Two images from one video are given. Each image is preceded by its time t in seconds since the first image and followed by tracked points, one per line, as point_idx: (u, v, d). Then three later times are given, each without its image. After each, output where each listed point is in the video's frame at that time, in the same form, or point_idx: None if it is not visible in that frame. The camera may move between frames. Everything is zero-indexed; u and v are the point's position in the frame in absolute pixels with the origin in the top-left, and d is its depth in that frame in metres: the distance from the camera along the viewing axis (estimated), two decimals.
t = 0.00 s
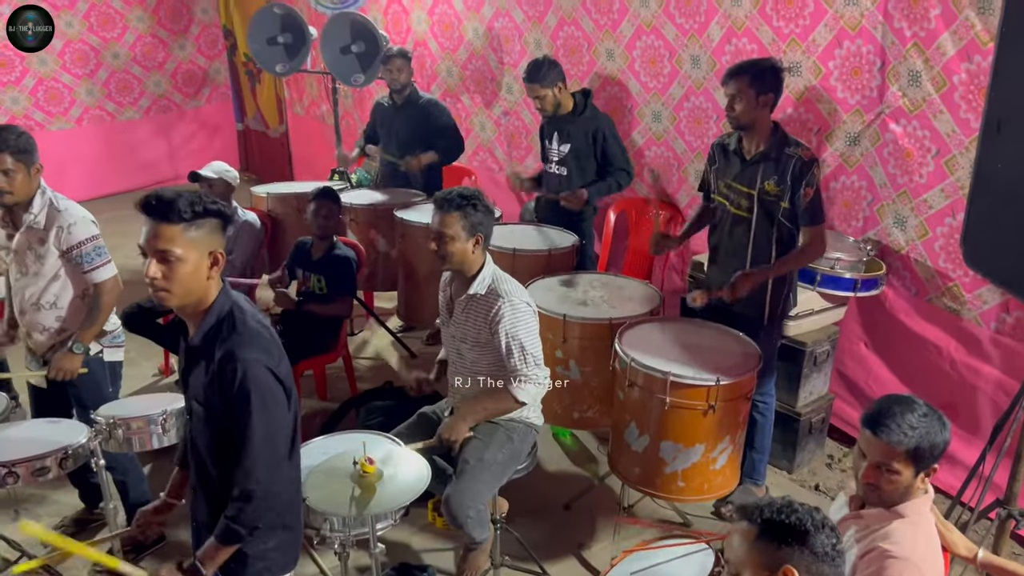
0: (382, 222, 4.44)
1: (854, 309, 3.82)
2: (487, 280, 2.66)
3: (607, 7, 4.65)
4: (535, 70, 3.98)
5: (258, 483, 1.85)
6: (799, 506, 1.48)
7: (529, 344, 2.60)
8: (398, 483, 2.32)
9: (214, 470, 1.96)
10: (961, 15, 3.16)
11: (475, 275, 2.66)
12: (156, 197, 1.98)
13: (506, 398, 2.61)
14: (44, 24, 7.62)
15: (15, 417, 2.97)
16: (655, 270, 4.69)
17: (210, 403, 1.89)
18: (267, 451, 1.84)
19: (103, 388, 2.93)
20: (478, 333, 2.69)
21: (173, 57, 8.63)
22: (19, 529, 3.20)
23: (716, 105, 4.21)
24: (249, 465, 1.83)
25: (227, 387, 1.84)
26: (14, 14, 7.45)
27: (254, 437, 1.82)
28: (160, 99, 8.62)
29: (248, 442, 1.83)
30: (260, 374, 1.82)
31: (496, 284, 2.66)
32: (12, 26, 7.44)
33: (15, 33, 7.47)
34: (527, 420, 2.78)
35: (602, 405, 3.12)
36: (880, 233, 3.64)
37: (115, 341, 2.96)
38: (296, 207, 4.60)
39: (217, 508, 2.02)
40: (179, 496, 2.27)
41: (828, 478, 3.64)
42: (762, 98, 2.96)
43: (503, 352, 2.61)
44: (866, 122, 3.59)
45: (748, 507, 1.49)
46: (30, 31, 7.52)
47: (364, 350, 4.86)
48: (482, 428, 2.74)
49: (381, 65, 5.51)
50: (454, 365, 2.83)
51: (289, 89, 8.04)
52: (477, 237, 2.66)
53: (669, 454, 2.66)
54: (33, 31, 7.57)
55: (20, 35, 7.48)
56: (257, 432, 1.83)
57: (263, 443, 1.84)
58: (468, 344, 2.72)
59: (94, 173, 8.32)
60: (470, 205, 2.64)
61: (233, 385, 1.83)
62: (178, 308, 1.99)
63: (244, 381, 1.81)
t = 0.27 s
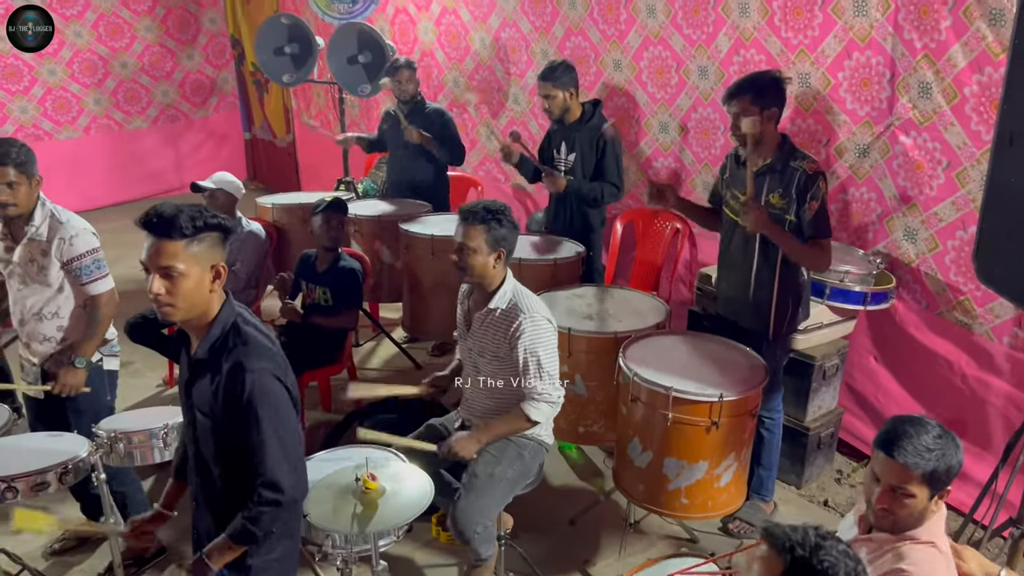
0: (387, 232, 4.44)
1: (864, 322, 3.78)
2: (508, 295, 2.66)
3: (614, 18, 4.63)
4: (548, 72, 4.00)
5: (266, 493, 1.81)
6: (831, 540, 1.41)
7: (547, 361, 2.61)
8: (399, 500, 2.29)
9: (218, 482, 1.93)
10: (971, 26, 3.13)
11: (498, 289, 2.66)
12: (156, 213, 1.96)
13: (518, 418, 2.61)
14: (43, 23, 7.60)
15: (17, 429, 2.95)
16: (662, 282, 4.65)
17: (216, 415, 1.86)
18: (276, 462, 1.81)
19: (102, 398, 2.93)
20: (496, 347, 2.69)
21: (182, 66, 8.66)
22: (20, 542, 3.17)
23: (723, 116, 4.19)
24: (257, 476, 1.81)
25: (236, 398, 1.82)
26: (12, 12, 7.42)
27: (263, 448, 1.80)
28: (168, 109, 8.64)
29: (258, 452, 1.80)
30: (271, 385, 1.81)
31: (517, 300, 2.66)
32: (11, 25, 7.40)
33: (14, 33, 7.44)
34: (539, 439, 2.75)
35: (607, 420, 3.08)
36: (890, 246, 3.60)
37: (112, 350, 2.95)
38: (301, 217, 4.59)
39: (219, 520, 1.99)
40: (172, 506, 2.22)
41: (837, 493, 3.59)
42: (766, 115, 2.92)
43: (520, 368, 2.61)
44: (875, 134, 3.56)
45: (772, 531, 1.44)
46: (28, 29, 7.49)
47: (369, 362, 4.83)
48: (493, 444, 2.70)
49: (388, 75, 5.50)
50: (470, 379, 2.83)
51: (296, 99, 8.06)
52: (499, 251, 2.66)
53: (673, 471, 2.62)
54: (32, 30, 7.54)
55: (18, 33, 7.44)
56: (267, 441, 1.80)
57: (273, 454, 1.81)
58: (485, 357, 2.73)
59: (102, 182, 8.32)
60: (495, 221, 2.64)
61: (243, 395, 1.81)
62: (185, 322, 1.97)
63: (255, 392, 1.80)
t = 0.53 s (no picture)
0: (397, 243, 4.43)
1: (878, 334, 3.74)
2: (532, 306, 2.67)
3: (627, 27, 4.61)
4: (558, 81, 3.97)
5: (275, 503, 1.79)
6: None
7: (568, 373, 2.60)
8: (406, 514, 2.26)
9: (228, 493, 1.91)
10: (988, 36, 3.09)
11: (521, 300, 2.67)
12: (168, 221, 1.93)
13: (532, 429, 2.61)
14: (44, 23, 7.54)
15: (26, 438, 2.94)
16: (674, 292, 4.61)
17: (227, 424, 1.85)
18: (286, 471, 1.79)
19: (112, 403, 2.92)
20: (515, 357, 2.69)
21: (194, 75, 8.69)
22: (29, 552, 3.16)
23: (736, 125, 4.16)
24: (264, 487, 1.78)
25: (246, 408, 1.80)
26: (12, 12, 7.35)
27: (272, 459, 1.77)
28: (181, 117, 8.67)
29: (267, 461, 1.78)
30: (281, 395, 1.79)
31: (540, 312, 2.66)
32: (13, 26, 7.34)
33: (15, 33, 7.38)
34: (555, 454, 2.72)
35: (618, 433, 3.06)
36: (905, 257, 3.56)
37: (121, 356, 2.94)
38: (312, 227, 4.59)
39: (229, 532, 1.96)
40: (177, 502, 2.20)
41: (851, 508, 3.54)
42: (789, 123, 2.90)
43: (540, 379, 2.60)
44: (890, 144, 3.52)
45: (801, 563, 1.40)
46: (28, 28, 7.42)
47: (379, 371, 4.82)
48: (507, 457, 2.68)
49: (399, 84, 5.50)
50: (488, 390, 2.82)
51: (308, 108, 8.08)
52: (521, 262, 2.65)
53: (686, 485, 2.59)
54: (33, 31, 7.48)
55: (18, 33, 7.38)
56: (276, 451, 1.78)
57: (282, 465, 1.78)
58: (505, 367, 2.72)
59: (114, 191, 8.35)
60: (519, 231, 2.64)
61: (253, 405, 1.78)
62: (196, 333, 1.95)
63: (265, 402, 1.77)
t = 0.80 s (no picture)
0: (411, 251, 4.43)
1: (896, 344, 3.69)
2: (551, 315, 2.67)
3: (641, 35, 4.60)
4: (573, 86, 3.98)
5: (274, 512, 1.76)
6: None
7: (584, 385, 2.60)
8: (419, 525, 2.25)
9: (236, 501, 1.90)
10: (1008, 44, 3.06)
11: (539, 309, 2.66)
12: (195, 223, 1.92)
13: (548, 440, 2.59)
14: (44, 24, 7.47)
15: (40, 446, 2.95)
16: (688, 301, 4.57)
17: (233, 431, 1.84)
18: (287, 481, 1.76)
19: (127, 409, 2.92)
20: (531, 366, 2.69)
21: (211, 83, 8.75)
22: (42, 558, 3.17)
23: (752, 133, 4.13)
24: (267, 496, 1.76)
25: (250, 416, 1.79)
26: (11, 12, 7.29)
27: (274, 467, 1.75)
28: (197, 125, 8.72)
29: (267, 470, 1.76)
30: (284, 403, 1.77)
31: (559, 322, 2.66)
32: (12, 25, 7.28)
33: (15, 33, 7.31)
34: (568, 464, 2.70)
35: (632, 444, 3.03)
36: (923, 267, 3.52)
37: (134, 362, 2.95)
38: (326, 234, 4.59)
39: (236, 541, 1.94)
40: (188, 526, 2.16)
41: (868, 520, 3.50)
42: (807, 132, 2.88)
43: (556, 390, 2.60)
44: (907, 152, 3.49)
45: None
46: (28, 29, 7.36)
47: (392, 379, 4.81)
48: (521, 468, 2.66)
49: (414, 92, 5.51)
50: (501, 399, 2.81)
51: (323, 115, 8.10)
52: (534, 272, 2.63)
53: (702, 497, 2.56)
54: (33, 31, 7.42)
55: (18, 33, 7.32)
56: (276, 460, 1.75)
57: (284, 474, 1.76)
58: (521, 376, 2.72)
59: (132, 197, 8.41)
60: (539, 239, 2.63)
61: (256, 413, 1.77)
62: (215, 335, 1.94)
63: (267, 410, 1.76)
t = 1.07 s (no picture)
0: (428, 256, 4.43)
1: (918, 352, 3.66)
2: (568, 321, 2.67)
3: (660, 41, 4.59)
4: (600, 90, 3.95)
5: (297, 514, 1.77)
6: None
7: (600, 394, 2.58)
8: (435, 532, 2.25)
9: (254, 503, 1.90)
10: None
11: (556, 314, 2.66)
12: (224, 222, 1.94)
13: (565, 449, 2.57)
14: (44, 23, 7.41)
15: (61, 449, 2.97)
16: (706, 307, 4.54)
17: (254, 433, 1.84)
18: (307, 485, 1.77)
19: (149, 412, 2.94)
20: (548, 371, 2.68)
21: (230, 89, 8.81)
22: (62, 562, 3.18)
23: (771, 139, 4.11)
24: (290, 499, 1.77)
25: (271, 419, 1.80)
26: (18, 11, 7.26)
27: (294, 471, 1.76)
28: (216, 130, 8.78)
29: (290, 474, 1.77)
30: (305, 407, 1.78)
31: (575, 327, 2.65)
32: (12, 25, 7.23)
33: (15, 33, 7.26)
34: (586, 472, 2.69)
35: (650, 452, 3.02)
36: (944, 274, 3.48)
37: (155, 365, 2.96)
38: (343, 240, 4.61)
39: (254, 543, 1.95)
40: (215, 542, 2.19)
41: (889, 530, 3.46)
42: (826, 136, 2.85)
43: (572, 397, 2.59)
44: (929, 158, 3.46)
45: None
46: (34, 29, 7.33)
47: (409, 385, 4.81)
48: (539, 475, 2.65)
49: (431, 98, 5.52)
50: (520, 405, 2.81)
51: (342, 121, 8.14)
52: (551, 278, 2.62)
53: (720, 506, 2.54)
54: (33, 30, 7.36)
55: (22, 33, 7.29)
56: (298, 464, 1.76)
57: (304, 478, 1.77)
58: (538, 383, 2.71)
59: (153, 202, 8.47)
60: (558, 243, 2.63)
61: (277, 416, 1.78)
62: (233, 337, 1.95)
63: (288, 413, 1.76)
